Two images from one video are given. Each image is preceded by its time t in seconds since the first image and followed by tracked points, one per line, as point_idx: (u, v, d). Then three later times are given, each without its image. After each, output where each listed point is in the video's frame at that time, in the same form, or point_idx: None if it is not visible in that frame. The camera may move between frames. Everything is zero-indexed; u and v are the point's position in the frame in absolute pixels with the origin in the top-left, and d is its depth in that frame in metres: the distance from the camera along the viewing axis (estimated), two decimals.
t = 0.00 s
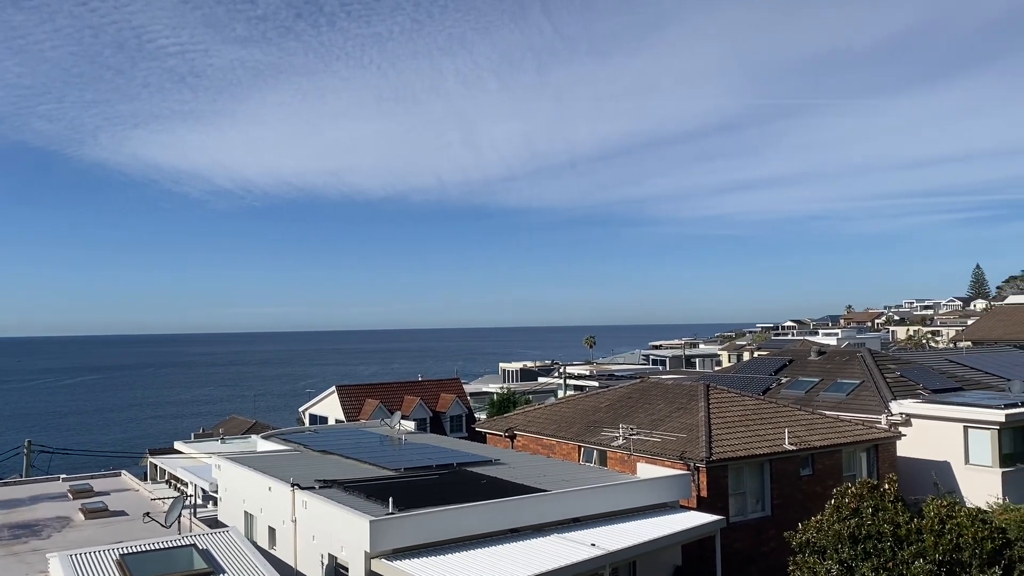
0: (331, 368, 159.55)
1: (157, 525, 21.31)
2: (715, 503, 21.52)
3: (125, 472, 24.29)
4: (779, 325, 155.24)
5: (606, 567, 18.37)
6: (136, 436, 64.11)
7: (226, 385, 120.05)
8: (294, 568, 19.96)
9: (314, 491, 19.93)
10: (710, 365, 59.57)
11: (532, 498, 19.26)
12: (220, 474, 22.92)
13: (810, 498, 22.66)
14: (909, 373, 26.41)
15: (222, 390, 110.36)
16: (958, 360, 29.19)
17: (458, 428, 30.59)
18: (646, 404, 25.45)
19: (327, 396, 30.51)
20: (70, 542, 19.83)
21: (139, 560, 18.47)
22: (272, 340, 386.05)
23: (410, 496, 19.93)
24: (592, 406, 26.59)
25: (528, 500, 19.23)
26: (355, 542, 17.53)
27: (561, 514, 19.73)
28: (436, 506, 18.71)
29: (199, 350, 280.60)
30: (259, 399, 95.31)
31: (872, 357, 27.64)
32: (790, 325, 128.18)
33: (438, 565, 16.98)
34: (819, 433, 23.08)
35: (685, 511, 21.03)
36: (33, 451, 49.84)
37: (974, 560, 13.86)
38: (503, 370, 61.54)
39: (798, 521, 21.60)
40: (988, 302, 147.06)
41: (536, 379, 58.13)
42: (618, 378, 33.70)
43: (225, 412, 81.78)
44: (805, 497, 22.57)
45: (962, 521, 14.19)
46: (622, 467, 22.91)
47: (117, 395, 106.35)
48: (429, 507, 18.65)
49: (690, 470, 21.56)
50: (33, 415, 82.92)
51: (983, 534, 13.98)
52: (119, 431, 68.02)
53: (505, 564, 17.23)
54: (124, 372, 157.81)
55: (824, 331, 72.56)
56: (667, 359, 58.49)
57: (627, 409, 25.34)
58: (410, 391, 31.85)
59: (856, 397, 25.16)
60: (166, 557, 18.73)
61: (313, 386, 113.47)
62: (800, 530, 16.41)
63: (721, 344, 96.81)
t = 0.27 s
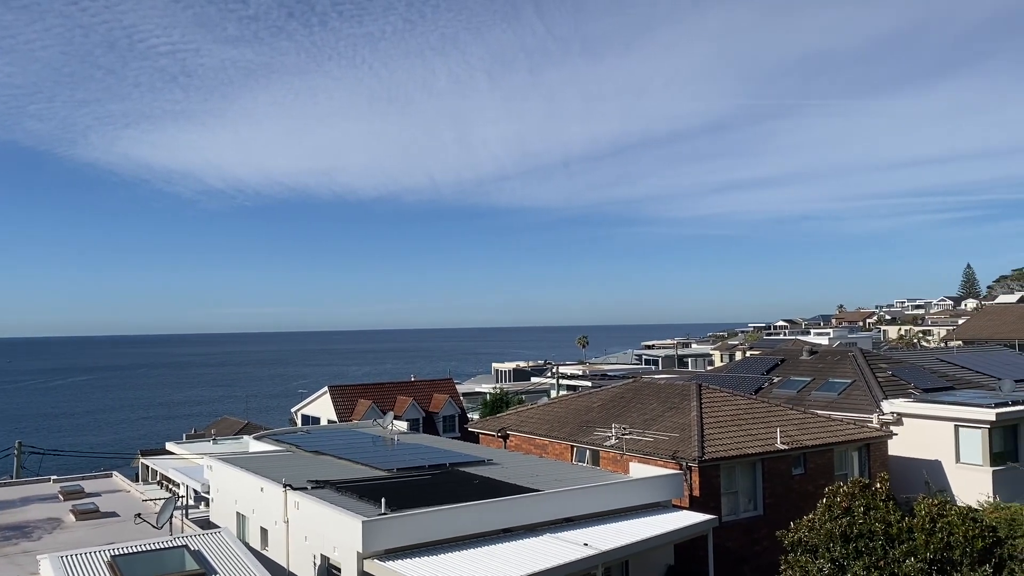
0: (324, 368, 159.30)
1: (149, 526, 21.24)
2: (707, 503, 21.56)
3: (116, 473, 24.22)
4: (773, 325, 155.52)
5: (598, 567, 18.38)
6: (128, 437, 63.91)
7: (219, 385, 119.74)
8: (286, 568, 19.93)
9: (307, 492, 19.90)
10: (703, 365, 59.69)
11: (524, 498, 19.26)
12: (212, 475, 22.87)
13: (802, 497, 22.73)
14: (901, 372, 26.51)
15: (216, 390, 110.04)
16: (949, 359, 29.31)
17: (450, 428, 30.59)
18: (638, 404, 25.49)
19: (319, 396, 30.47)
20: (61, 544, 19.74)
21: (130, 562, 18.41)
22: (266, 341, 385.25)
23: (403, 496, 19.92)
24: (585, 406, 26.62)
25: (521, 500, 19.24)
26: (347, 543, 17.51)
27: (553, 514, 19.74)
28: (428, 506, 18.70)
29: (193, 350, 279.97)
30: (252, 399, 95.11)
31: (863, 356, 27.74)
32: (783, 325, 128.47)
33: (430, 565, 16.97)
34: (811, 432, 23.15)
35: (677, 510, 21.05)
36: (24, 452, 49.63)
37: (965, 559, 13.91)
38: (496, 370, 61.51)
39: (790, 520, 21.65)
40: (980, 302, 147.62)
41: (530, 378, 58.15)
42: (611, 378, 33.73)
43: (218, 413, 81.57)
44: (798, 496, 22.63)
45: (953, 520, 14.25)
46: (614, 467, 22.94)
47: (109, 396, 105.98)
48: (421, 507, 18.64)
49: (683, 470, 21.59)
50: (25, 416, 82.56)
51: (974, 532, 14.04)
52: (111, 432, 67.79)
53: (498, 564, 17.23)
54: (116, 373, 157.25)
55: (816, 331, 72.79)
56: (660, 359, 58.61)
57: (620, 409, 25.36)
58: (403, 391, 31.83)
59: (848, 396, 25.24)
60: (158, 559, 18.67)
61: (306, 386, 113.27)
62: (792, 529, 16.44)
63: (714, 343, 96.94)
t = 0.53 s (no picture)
0: (320, 368, 159.11)
1: (144, 527, 21.19)
2: (703, 502, 21.58)
3: (110, 474, 24.16)
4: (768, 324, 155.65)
5: (594, 567, 18.38)
6: (123, 438, 63.77)
7: (214, 386, 119.50)
8: (282, 569, 19.89)
9: (302, 492, 19.86)
10: (698, 364, 59.76)
11: (520, 498, 19.25)
12: (207, 476, 22.82)
13: (797, 496, 22.77)
14: (896, 371, 26.57)
15: (211, 391, 109.81)
16: (944, 358, 29.39)
17: (446, 428, 30.60)
18: (634, 404, 25.50)
19: (315, 397, 30.43)
20: (56, 545, 19.67)
21: (125, 563, 18.36)
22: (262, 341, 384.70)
23: (399, 497, 19.91)
24: (581, 405, 26.63)
25: (517, 500, 19.23)
26: (342, 543, 17.49)
27: (549, 514, 19.74)
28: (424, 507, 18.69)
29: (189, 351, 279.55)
30: (248, 400, 94.98)
31: (858, 356, 27.80)
32: (778, 324, 128.60)
33: (426, 565, 16.95)
34: (806, 431, 23.18)
35: (673, 510, 21.07)
36: (18, 454, 49.48)
37: (960, 557, 13.96)
38: (492, 370, 61.50)
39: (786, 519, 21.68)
40: (974, 301, 148.01)
41: (525, 379, 58.11)
42: (607, 377, 33.75)
43: (213, 414, 81.43)
44: (793, 495, 22.67)
45: (948, 519, 14.27)
46: (610, 467, 22.95)
47: (105, 397, 105.77)
48: (417, 508, 18.63)
49: (678, 469, 21.61)
50: (19, 418, 82.32)
51: (968, 531, 14.08)
52: (106, 433, 67.62)
53: (494, 564, 17.22)
54: (112, 374, 156.90)
55: (811, 330, 72.94)
56: (656, 358, 58.67)
57: (615, 409, 25.38)
58: (399, 391, 31.81)
59: (843, 395, 25.30)
60: (152, 560, 18.62)
61: (302, 386, 113.13)
62: (787, 529, 16.47)
63: (710, 343, 97.07)
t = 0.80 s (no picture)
0: (320, 369, 159.05)
1: (143, 529, 21.16)
2: (703, 502, 21.56)
3: (110, 476, 24.14)
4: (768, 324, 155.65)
5: (594, 567, 18.37)
6: (123, 439, 63.73)
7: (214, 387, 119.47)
8: (282, 570, 19.88)
9: (301, 493, 19.85)
10: (698, 364, 59.76)
11: (520, 498, 19.24)
12: (207, 477, 22.80)
13: (797, 495, 22.76)
14: (895, 370, 26.59)
15: (211, 392, 109.77)
16: (943, 358, 29.37)
17: (446, 428, 30.60)
18: (633, 404, 25.49)
19: (314, 398, 30.42)
20: (55, 547, 19.65)
21: (124, 565, 18.34)
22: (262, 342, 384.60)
23: (398, 497, 19.89)
24: (580, 405, 26.62)
25: (516, 500, 19.21)
26: (342, 544, 17.48)
27: (549, 514, 19.73)
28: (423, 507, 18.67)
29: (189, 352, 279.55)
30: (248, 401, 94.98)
31: (857, 355, 27.81)
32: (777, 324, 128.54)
33: (426, 566, 16.94)
34: (806, 431, 23.17)
35: (673, 510, 21.06)
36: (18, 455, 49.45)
37: (960, 556, 13.96)
38: (491, 370, 61.49)
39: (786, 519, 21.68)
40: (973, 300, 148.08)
41: (525, 379, 58.11)
42: (606, 377, 33.75)
43: (213, 415, 81.40)
44: (793, 494, 22.67)
45: (948, 518, 14.27)
46: (610, 467, 22.94)
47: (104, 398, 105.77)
48: (416, 508, 18.62)
49: (678, 469, 21.60)
50: (19, 419, 82.30)
51: (968, 530, 14.08)
52: (105, 434, 67.59)
53: (493, 564, 17.21)
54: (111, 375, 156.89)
55: (811, 330, 72.95)
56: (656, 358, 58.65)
57: (615, 409, 25.37)
58: (398, 392, 31.80)
59: (843, 395, 25.29)
60: (152, 561, 18.60)
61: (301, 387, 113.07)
62: (787, 528, 16.45)
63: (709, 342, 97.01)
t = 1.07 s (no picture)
0: (324, 369, 159.22)
1: (148, 530, 21.20)
2: (708, 502, 21.52)
3: (114, 477, 24.19)
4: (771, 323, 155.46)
5: (598, 567, 18.35)
6: (128, 440, 63.88)
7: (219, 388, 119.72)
8: (286, 571, 19.90)
9: (306, 494, 19.85)
10: (702, 364, 59.71)
11: (524, 498, 19.24)
12: (211, 478, 22.84)
13: (802, 495, 22.72)
14: (899, 369, 26.55)
15: (215, 393, 109.99)
16: (947, 357, 29.32)
17: (450, 429, 30.60)
18: (637, 404, 25.48)
19: (318, 398, 30.43)
20: (60, 548, 19.68)
21: (129, 566, 18.38)
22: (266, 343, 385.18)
23: (403, 498, 19.89)
24: (584, 406, 26.59)
25: (520, 501, 19.20)
26: (346, 545, 17.47)
27: (553, 514, 19.73)
28: (428, 508, 18.67)
29: (193, 353, 280.13)
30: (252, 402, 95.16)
31: (862, 354, 27.76)
32: (782, 323, 128.55)
33: (431, 567, 16.92)
34: (810, 430, 23.13)
35: (677, 509, 21.03)
36: (23, 456, 49.63)
37: (966, 555, 13.91)
38: (495, 371, 61.50)
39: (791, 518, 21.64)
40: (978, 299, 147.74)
41: (529, 379, 58.11)
42: (610, 377, 33.72)
43: (218, 416, 81.54)
44: (797, 494, 22.63)
45: (953, 517, 14.26)
46: (614, 467, 22.93)
47: (109, 399, 105.98)
48: (420, 509, 18.62)
49: (682, 469, 21.57)
50: (24, 420, 82.52)
51: (973, 529, 14.06)
52: (110, 435, 67.79)
53: (498, 565, 17.20)
54: (116, 376, 157.24)
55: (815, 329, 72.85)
56: (660, 357, 58.68)
57: (619, 409, 25.35)
58: (402, 392, 31.81)
59: (847, 394, 25.24)
60: (157, 562, 18.62)
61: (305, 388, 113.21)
62: (792, 528, 16.42)
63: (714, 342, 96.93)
